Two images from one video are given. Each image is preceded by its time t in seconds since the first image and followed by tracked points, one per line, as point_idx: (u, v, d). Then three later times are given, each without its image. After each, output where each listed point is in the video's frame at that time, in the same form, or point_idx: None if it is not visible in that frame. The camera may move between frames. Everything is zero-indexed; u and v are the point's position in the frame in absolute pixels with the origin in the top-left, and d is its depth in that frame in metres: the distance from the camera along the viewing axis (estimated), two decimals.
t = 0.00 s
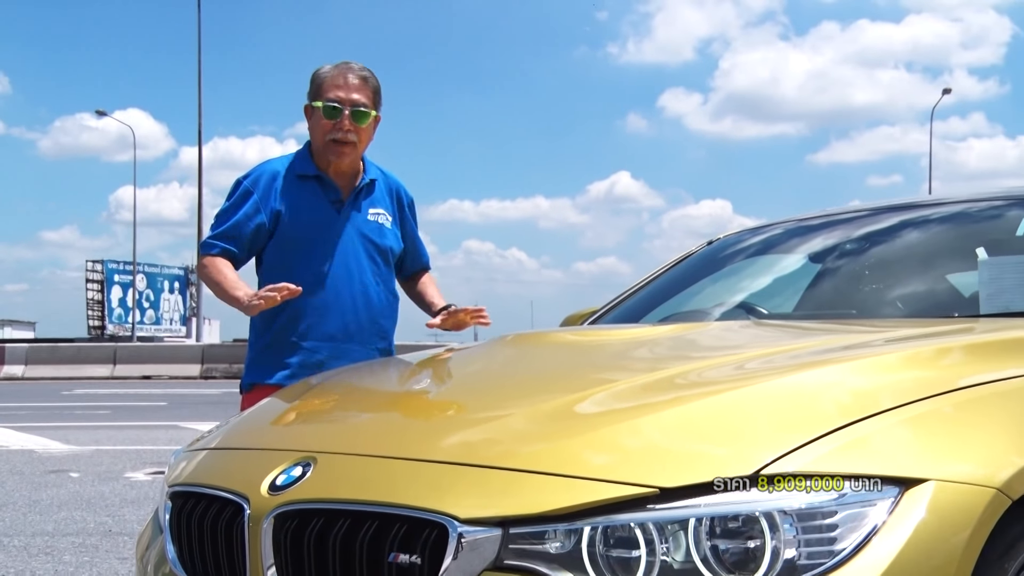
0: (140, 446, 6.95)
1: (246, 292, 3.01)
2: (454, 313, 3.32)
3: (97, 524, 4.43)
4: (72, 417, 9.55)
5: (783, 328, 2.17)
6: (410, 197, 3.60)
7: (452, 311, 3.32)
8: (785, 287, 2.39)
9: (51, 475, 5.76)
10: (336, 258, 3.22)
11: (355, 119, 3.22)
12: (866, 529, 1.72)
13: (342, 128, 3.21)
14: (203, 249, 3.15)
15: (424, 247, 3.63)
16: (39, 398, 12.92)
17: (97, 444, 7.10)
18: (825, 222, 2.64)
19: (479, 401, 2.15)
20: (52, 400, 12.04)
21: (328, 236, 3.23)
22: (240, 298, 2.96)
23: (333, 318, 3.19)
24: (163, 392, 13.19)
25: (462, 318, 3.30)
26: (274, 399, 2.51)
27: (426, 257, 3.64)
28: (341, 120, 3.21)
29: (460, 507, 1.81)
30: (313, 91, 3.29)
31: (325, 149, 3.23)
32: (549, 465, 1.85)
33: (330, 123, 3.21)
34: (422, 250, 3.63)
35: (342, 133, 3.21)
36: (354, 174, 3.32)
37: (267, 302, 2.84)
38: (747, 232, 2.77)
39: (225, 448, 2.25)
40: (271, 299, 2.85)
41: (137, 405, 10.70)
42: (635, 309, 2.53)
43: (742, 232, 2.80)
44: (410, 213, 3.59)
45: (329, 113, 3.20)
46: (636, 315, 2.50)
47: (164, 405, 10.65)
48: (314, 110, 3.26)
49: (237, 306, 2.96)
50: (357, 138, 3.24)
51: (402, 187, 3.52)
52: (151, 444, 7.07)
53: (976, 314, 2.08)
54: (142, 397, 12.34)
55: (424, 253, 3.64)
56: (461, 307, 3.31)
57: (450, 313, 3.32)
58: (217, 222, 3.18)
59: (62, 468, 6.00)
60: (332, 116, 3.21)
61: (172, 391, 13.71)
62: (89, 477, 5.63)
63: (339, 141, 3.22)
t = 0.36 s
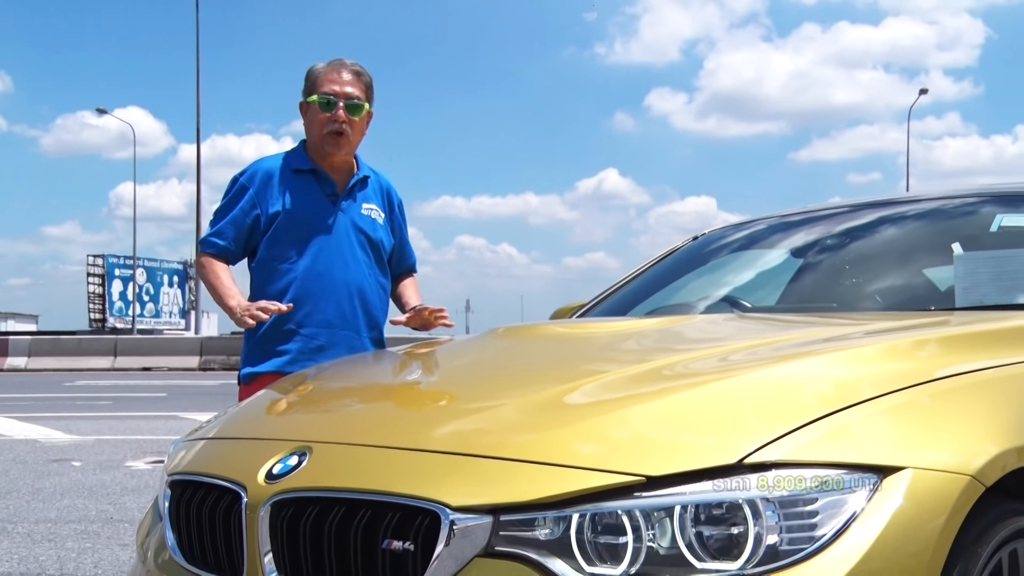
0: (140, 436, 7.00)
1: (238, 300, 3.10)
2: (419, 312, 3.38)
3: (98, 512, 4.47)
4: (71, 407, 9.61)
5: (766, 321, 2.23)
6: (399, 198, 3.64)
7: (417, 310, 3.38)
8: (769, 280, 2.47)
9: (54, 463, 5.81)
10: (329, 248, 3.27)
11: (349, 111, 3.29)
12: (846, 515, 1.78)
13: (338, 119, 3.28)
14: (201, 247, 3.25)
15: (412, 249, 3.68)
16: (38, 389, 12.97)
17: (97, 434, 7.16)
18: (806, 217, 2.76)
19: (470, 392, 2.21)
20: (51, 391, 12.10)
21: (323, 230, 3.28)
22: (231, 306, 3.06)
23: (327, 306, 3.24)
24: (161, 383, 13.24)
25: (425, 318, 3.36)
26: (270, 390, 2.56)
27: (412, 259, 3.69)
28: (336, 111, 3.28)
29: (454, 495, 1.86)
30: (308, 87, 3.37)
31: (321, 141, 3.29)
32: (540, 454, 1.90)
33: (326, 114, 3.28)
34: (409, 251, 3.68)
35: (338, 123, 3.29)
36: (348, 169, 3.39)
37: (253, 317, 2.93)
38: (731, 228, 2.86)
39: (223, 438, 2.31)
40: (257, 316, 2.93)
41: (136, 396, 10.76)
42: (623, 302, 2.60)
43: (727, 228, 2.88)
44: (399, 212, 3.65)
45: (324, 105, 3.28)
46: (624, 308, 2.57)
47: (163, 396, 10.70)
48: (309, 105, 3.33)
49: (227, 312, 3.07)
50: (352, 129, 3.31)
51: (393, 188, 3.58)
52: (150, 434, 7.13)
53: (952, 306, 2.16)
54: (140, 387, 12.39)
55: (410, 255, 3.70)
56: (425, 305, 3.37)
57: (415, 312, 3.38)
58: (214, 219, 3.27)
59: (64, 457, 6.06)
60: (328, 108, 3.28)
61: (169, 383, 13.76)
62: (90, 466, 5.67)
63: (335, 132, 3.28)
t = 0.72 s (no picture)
0: (142, 426, 7.07)
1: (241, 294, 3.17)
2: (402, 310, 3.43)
3: (102, 499, 4.53)
4: (75, 398, 9.68)
5: (752, 313, 2.30)
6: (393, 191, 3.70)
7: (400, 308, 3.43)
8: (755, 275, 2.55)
9: (59, 452, 5.87)
10: (323, 240, 3.33)
11: (346, 118, 3.33)
12: (829, 502, 1.83)
13: (334, 125, 3.32)
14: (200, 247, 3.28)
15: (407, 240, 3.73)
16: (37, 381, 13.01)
17: (101, 424, 7.23)
18: (790, 212, 2.84)
19: (463, 383, 2.26)
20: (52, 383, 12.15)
21: (317, 225, 3.33)
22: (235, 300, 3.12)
23: (322, 297, 3.30)
24: (161, 375, 13.30)
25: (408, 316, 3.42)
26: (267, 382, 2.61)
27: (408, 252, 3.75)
28: (333, 118, 3.31)
29: (448, 483, 1.91)
30: (303, 88, 3.37)
31: (318, 145, 3.33)
32: (532, 443, 1.96)
33: (323, 120, 3.31)
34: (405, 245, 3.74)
35: (334, 130, 3.32)
36: (341, 165, 3.44)
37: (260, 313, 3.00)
38: (719, 223, 2.94)
39: (223, 428, 2.37)
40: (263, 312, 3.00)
41: (139, 387, 10.83)
42: (613, 296, 2.67)
43: (714, 224, 2.96)
44: (394, 206, 3.70)
45: (321, 111, 3.30)
46: (614, 301, 2.64)
47: (165, 387, 10.77)
48: (305, 107, 3.34)
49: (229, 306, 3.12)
50: (348, 134, 3.35)
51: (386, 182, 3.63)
52: (153, 423, 7.19)
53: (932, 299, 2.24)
54: (140, 379, 12.45)
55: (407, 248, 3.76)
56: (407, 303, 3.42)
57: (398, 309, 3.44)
58: (211, 219, 3.31)
59: (69, 446, 6.12)
60: (325, 114, 3.30)
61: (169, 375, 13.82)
62: (94, 455, 5.73)
63: (332, 138, 3.32)
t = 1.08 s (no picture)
0: (143, 417, 7.13)
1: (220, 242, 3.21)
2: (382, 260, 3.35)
3: (102, 488, 4.59)
4: (75, 390, 9.73)
5: (737, 308, 2.37)
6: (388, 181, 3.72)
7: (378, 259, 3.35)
8: (740, 270, 2.63)
9: (62, 442, 5.94)
10: (313, 236, 3.38)
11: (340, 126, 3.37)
12: (812, 491, 1.89)
13: (329, 135, 3.36)
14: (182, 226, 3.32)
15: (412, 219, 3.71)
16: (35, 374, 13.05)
17: (103, 415, 7.29)
18: (774, 210, 2.91)
19: (455, 376, 2.32)
20: (51, 376, 12.19)
21: (307, 222, 3.39)
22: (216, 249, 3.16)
23: (315, 293, 3.36)
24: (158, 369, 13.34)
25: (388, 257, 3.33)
26: (264, 375, 2.67)
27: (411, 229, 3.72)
28: (328, 128, 3.34)
29: (440, 474, 1.97)
30: (294, 95, 3.37)
31: (313, 154, 3.38)
32: (521, 434, 2.01)
33: (318, 131, 3.34)
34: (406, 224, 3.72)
35: (329, 139, 3.36)
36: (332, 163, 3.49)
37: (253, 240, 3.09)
38: (705, 220, 3.00)
39: (221, 419, 2.43)
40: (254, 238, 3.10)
41: (139, 380, 10.89)
42: (602, 291, 2.73)
43: (699, 219, 3.02)
44: (390, 196, 3.71)
45: (317, 121, 3.32)
46: (603, 296, 2.70)
47: (165, 379, 10.83)
48: (298, 116, 3.36)
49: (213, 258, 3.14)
50: (341, 139, 3.40)
51: (379, 175, 3.66)
52: (154, 415, 7.25)
53: (911, 295, 2.32)
54: (139, 372, 12.50)
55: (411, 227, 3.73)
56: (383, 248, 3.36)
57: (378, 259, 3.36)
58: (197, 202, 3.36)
59: (71, 437, 6.17)
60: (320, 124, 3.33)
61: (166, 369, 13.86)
62: (96, 445, 5.79)
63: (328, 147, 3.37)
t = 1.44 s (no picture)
0: (143, 409, 7.18)
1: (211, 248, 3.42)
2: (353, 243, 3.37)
3: (105, 477, 4.64)
4: (74, 383, 9.78)
5: (723, 303, 2.44)
6: (385, 172, 3.73)
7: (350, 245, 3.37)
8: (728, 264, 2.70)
9: (64, 433, 5.99)
10: (305, 238, 3.45)
11: (326, 130, 3.40)
12: (795, 480, 1.95)
13: (316, 141, 3.40)
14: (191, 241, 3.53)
15: (409, 211, 3.71)
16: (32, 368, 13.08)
17: (104, 407, 7.35)
18: (759, 207, 2.98)
19: (448, 369, 2.38)
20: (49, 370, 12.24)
21: (300, 223, 3.46)
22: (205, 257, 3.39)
23: (310, 291, 3.43)
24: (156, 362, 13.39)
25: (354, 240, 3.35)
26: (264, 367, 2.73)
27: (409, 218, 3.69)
28: (313, 135, 3.38)
29: (433, 464, 2.02)
30: (278, 105, 3.40)
31: (302, 159, 3.44)
32: (512, 426, 2.07)
33: (304, 139, 3.38)
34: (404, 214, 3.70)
35: (316, 145, 3.40)
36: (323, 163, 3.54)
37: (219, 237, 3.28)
38: (692, 217, 3.07)
39: (220, 411, 2.49)
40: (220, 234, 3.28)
41: (137, 373, 10.94)
42: (592, 286, 2.80)
43: (687, 216, 3.09)
44: (387, 188, 3.71)
45: (302, 131, 3.36)
46: (593, 291, 2.76)
47: (164, 373, 10.89)
48: (284, 126, 3.41)
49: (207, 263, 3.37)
50: (328, 142, 3.44)
51: (374, 168, 3.67)
52: (154, 407, 7.31)
53: (891, 290, 2.39)
54: (136, 366, 12.54)
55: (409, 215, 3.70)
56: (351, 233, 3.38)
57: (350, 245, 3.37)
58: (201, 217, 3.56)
59: (73, 428, 6.23)
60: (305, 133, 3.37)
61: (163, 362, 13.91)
62: (98, 436, 5.84)
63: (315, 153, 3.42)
